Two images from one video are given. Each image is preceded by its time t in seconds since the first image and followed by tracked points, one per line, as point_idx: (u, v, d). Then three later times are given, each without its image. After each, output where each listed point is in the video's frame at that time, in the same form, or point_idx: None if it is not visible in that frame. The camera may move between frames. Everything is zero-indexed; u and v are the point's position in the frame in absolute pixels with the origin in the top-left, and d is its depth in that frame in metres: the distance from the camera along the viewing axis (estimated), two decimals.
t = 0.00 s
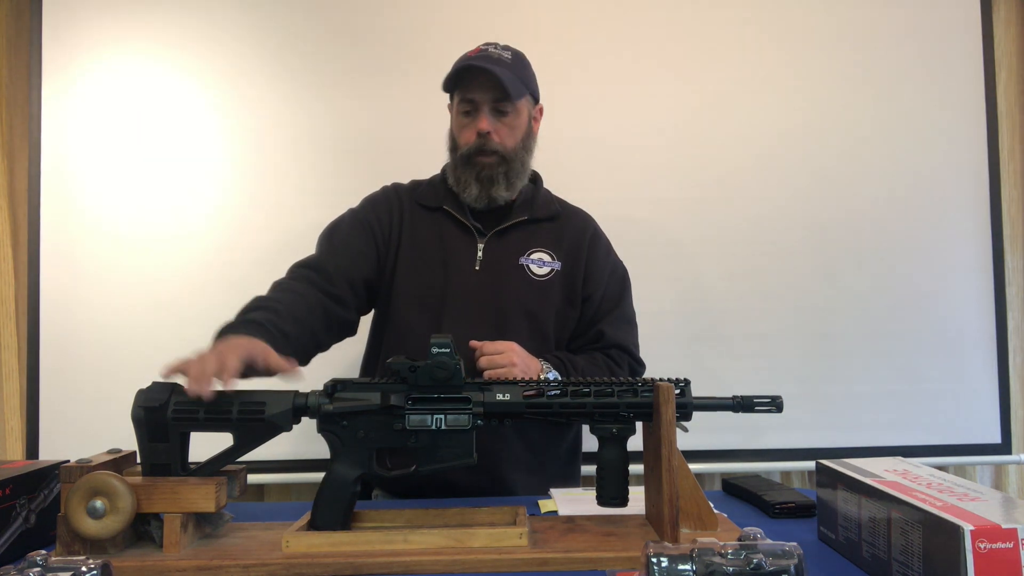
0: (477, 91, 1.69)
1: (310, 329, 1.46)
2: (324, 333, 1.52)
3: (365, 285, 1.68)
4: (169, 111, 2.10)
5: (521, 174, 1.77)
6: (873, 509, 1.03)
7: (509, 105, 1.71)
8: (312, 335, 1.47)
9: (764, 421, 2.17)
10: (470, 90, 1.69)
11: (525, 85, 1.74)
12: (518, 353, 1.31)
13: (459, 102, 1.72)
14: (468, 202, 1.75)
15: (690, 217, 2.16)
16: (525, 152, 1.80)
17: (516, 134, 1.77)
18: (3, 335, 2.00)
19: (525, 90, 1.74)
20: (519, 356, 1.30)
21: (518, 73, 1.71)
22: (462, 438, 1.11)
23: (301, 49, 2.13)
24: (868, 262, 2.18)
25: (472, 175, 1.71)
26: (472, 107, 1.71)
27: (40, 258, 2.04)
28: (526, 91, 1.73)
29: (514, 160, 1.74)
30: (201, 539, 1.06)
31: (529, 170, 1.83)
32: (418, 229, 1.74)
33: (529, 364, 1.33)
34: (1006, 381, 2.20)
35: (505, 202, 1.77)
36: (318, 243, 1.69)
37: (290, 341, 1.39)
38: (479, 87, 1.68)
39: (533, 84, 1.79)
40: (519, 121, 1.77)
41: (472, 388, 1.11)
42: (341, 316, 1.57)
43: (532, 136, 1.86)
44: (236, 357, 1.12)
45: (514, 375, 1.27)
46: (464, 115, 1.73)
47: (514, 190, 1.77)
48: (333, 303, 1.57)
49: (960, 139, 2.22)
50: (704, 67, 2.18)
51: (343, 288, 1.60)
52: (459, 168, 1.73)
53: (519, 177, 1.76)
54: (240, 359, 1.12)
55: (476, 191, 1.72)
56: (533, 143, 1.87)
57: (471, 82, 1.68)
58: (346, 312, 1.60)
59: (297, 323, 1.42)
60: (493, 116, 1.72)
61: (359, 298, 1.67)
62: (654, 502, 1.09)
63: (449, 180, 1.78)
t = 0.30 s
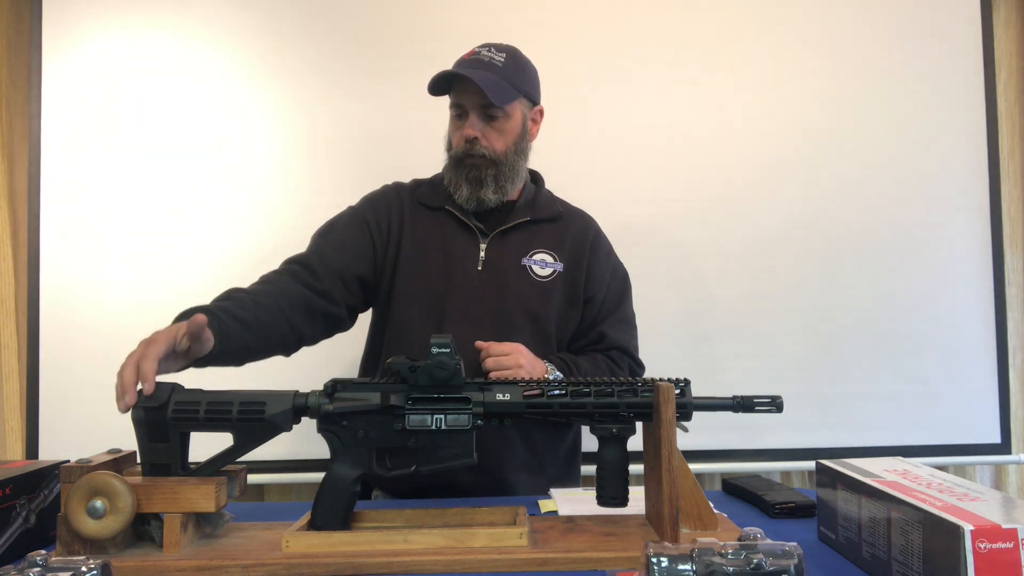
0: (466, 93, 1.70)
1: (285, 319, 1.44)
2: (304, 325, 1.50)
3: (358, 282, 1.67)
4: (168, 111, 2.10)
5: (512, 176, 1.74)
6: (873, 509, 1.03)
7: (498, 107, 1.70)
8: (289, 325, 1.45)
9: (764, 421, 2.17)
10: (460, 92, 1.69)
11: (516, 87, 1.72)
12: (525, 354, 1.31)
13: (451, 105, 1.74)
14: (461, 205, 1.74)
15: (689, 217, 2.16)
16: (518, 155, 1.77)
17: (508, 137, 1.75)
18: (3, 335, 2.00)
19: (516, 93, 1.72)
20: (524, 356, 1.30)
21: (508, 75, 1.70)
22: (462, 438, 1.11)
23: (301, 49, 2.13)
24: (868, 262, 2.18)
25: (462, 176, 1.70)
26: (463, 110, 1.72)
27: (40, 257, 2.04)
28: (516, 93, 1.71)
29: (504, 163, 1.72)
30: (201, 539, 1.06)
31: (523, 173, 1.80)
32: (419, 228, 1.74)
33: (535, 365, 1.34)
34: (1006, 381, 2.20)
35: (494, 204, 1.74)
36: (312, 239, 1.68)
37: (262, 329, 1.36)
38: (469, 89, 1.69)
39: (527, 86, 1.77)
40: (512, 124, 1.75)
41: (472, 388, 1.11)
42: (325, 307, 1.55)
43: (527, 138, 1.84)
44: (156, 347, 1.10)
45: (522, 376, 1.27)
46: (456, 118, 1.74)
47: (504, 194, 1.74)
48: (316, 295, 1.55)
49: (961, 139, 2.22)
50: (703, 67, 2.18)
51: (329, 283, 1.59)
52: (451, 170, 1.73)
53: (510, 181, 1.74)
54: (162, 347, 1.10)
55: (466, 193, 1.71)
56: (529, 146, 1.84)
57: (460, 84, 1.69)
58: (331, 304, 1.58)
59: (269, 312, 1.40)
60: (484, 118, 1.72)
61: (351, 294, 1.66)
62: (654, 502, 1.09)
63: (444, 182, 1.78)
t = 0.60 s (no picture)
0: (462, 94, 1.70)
1: (296, 318, 1.44)
2: (312, 324, 1.51)
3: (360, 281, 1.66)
4: (168, 111, 2.09)
5: (509, 176, 1.74)
6: (873, 508, 1.03)
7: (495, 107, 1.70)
8: (298, 325, 1.45)
9: (764, 421, 2.17)
10: (455, 92, 1.70)
11: (512, 87, 1.73)
12: (521, 356, 1.31)
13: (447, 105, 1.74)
14: (458, 206, 1.74)
15: (689, 217, 2.16)
16: (515, 155, 1.77)
17: (504, 137, 1.75)
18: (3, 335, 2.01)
19: (512, 92, 1.73)
20: (520, 358, 1.30)
21: (503, 74, 1.71)
22: (462, 438, 1.11)
23: (300, 48, 2.13)
24: (868, 262, 2.18)
25: (459, 177, 1.70)
26: (459, 110, 1.72)
27: (40, 257, 2.04)
28: (512, 93, 1.72)
29: (501, 163, 1.71)
30: (201, 539, 1.06)
31: (520, 173, 1.80)
32: (419, 228, 1.74)
33: (532, 366, 1.33)
34: (1006, 381, 2.20)
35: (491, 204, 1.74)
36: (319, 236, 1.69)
37: (276, 329, 1.35)
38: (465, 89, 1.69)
39: (523, 86, 1.77)
40: (508, 124, 1.75)
41: (472, 388, 1.11)
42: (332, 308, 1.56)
43: (524, 138, 1.84)
44: (206, 370, 1.07)
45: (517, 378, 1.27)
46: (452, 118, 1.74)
47: (502, 194, 1.74)
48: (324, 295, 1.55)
49: (960, 139, 2.22)
50: (703, 67, 2.18)
51: (336, 282, 1.59)
52: (448, 171, 1.73)
53: (507, 180, 1.73)
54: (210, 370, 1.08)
55: (463, 194, 1.71)
56: (526, 145, 1.84)
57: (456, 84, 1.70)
58: (337, 304, 1.59)
59: (282, 311, 1.39)
60: (480, 118, 1.72)
61: (356, 294, 1.66)
62: (654, 502, 1.09)
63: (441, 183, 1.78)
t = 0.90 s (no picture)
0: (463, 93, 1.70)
1: (295, 316, 1.44)
2: (311, 321, 1.51)
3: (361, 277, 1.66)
4: (167, 110, 2.10)
5: (510, 176, 1.74)
6: (873, 508, 1.03)
7: (496, 107, 1.70)
8: (297, 323, 1.45)
9: (764, 421, 2.17)
10: (456, 91, 1.69)
11: (513, 86, 1.73)
12: (523, 356, 1.31)
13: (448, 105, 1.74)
14: (458, 205, 1.74)
15: (689, 217, 2.16)
16: (516, 154, 1.77)
17: (505, 136, 1.76)
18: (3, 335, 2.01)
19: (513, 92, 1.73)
20: (522, 358, 1.30)
21: (505, 73, 1.71)
22: (462, 438, 1.11)
23: (300, 48, 2.13)
24: (868, 261, 2.18)
25: (460, 177, 1.70)
26: (460, 110, 1.72)
27: (39, 257, 2.04)
28: (513, 92, 1.72)
29: (502, 163, 1.72)
30: (201, 539, 1.06)
31: (520, 173, 1.80)
32: (419, 228, 1.74)
33: (534, 366, 1.33)
34: (1005, 381, 2.20)
35: (493, 204, 1.74)
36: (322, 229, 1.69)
37: (271, 329, 1.36)
38: (466, 89, 1.69)
39: (524, 85, 1.77)
40: (509, 123, 1.76)
41: (472, 388, 1.11)
42: (332, 306, 1.56)
43: (525, 137, 1.84)
44: (183, 383, 1.06)
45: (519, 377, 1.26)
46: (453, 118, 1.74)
47: (503, 194, 1.74)
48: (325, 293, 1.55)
49: (960, 139, 2.22)
50: (703, 67, 2.18)
51: (340, 276, 1.59)
52: (448, 171, 1.73)
53: (508, 180, 1.74)
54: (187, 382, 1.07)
55: (464, 194, 1.71)
56: (526, 145, 1.85)
57: (457, 84, 1.69)
58: (338, 301, 1.59)
59: (279, 311, 1.39)
60: (481, 117, 1.72)
61: (359, 291, 1.67)
62: (654, 502, 1.09)
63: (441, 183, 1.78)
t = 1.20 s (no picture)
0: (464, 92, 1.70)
1: (294, 320, 1.45)
2: (310, 326, 1.51)
3: (360, 279, 1.66)
4: (167, 110, 2.09)
5: (510, 176, 1.74)
6: (873, 508, 1.03)
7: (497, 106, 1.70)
8: (296, 327, 1.46)
9: (764, 421, 2.17)
10: (458, 90, 1.69)
11: (515, 86, 1.73)
12: (526, 355, 1.31)
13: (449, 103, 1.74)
14: (458, 204, 1.74)
15: (689, 217, 2.16)
16: (516, 155, 1.78)
17: (506, 137, 1.76)
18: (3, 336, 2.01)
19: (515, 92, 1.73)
20: (525, 357, 1.31)
21: (506, 74, 1.71)
22: (462, 438, 1.11)
23: (300, 48, 2.13)
24: (868, 261, 2.18)
25: (460, 176, 1.70)
26: (461, 109, 1.72)
27: (39, 257, 2.04)
28: (515, 93, 1.72)
29: (502, 162, 1.72)
30: (201, 539, 1.06)
31: (520, 174, 1.80)
32: (419, 228, 1.74)
33: (536, 366, 1.34)
34: (1005, 381, 2.20)
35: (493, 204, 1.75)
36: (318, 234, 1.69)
37: (272, 333, 1.36)
38: (467, 88, 1.69)
39: (525, 86, 1.78)
40: (510, 123, 1.76)
41: (472, 388, 1.11)
42: (332, 310, 1.56)
43: (525, 138, 1.85)
44: (196, 383, 1.06)
45: (522, 376, 1.27)
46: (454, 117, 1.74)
47: (503, 194, 1.75)
48: (321, 297, 1.55)
49: (960, 138, 2.22)
50: (703, 67, 2.18)
51: (338, 280, 1.60)
52: (448, 169, 1.73)
53: (509, 180, 1.74)
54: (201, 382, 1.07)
55: (464, 193, 1.71)
56: (526, 145, 1.85)
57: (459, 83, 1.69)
58: (337, 305, 1.59)
59: (280, 314, 1.39)
60: (482, 117, 1.72)
61: (356, 294, 1.67)
62: (655, 502, 1.09)
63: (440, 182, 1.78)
